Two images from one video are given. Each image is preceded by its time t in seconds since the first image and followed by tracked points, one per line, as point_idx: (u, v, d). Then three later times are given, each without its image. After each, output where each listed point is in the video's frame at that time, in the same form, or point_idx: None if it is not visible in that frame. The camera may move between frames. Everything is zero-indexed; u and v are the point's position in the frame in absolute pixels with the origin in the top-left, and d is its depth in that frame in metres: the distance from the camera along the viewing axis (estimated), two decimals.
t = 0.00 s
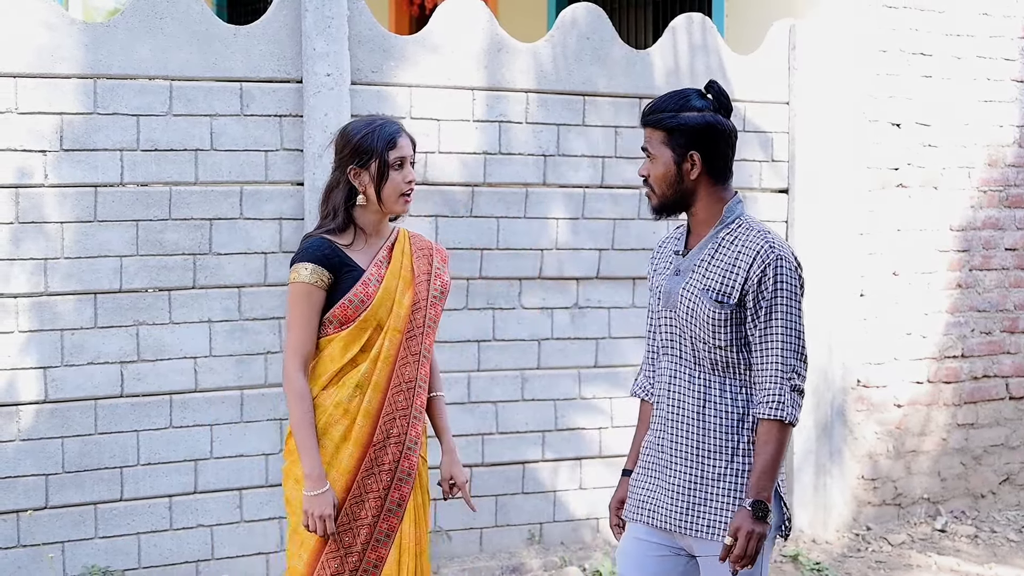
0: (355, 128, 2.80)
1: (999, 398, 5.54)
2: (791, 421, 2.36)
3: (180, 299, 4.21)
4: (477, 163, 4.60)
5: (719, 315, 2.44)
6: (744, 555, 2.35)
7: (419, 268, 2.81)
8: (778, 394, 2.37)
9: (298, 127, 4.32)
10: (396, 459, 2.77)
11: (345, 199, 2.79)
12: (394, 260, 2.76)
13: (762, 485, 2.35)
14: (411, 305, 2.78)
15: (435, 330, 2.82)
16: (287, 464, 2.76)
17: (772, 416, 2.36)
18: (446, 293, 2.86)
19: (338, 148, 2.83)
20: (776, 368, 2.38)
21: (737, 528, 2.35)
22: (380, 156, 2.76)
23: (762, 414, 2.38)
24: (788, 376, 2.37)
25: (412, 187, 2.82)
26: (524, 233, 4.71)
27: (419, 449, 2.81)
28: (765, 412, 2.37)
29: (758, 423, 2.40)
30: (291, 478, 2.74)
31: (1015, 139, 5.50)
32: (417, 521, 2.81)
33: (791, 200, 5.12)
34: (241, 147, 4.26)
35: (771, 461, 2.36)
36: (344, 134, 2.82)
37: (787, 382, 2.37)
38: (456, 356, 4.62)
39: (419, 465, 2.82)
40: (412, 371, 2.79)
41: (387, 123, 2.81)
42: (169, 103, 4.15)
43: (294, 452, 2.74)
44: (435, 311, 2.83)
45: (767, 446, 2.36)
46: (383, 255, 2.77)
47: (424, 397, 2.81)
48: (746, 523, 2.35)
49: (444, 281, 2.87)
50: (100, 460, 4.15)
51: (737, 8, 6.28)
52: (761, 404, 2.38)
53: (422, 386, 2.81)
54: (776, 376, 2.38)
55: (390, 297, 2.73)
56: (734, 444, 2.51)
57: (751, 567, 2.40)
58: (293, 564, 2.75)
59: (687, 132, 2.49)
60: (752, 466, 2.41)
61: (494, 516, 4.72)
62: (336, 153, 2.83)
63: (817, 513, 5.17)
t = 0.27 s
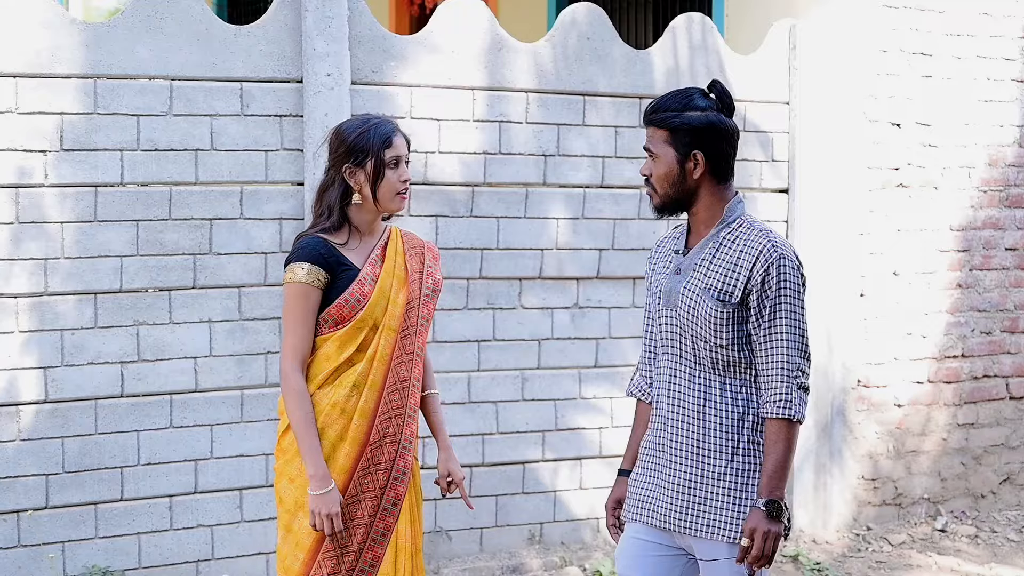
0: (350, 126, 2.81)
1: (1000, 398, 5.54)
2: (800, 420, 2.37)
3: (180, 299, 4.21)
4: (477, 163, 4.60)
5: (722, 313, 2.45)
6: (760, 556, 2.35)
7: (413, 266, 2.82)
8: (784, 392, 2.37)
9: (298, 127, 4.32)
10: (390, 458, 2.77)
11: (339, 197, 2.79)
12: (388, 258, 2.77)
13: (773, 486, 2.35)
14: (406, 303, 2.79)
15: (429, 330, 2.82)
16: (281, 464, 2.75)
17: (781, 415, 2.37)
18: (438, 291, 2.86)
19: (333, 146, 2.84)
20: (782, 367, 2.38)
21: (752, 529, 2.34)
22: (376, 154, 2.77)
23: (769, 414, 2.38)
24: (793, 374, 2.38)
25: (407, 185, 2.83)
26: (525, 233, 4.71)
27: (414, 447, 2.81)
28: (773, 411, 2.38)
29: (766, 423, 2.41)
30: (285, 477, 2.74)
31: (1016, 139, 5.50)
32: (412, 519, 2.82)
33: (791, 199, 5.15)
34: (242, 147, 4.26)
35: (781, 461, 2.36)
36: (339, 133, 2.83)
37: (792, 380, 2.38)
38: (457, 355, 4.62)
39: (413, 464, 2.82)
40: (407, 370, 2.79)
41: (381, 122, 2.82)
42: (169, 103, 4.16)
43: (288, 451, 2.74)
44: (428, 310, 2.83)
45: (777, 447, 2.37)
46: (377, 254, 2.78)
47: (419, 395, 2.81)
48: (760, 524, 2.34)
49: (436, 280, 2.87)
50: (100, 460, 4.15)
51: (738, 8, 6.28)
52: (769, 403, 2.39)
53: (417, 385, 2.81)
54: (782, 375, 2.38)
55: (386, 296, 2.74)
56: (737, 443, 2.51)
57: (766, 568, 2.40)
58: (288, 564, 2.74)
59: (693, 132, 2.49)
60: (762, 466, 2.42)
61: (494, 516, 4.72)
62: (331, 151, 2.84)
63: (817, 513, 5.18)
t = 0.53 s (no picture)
0: (344, 124, 2.84)
1: (999, 398, 5.54)
2: (788, 420, 2.36)
3: (180, 299, 4.21)
4: (477, 163, 4.60)
5: (708, 313, 2.45)
6: (741, 550, 2.34)
7: (404, 266, 2.84)
8: (774, 391, 2.37)
9: (298, 127, 4.32)
10: (385, 459, 2.77)
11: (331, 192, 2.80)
12: (381, 258, 2.78)
13: (760, 484, 2.34)
14: (399, 304, 2.80)
15: (413, 334, 2.83)
16: (273, 466, 2.75)
17: (770, 414, 2.36)
18: (425, 291, 2.87)
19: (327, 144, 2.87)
20: (772, 366, 2.39)
21: (735, 524, 2.34)
22: (366, 147, 2.78)
23: (761, 414, 2.37)
24: (783, 373, 2.38)
25: (400, 182, 2.82)
26: (525, 233, 4.71)
27: (406, 448, 2.81)
28: (763, 410, 2.37)
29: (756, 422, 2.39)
30: (278, 478, 2.73)
31: (1016, 139, 5.50)
32: (406, 518, 2.82)
33: (791, 200, 5.13)
34: (242, 147, 4.26)
35: (768, 460, 2.35)
36: (334, 131, 2.86)
37: (783, 379, 2.38)
38: (457, 355, 4.62)
39: (406, 465, 2.82)
40: (399, 371, 2.80)
41: (376, 119, 2.83)
42: (169, 103, 4.16)
43: (281, 452, 2.74)
44: (415, 311, 2.84)
45: (765, 445, 2.36)
46: (369, 255, 2.78)
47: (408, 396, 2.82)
48: (744, 519, 2.34)
49: (423, 280, 2.88)
50: (100, 460, 4.15)
51: (738, 8, 6.28)
52: (759, 402, 2.38)
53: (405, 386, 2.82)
54: (773, 374, 2.38)
55: (380, 297, 2.74)
56: (727, 441, 2.51)
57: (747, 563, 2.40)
58: (281, 566, 2.73)
59: (688, 130, 2.49)
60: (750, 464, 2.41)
61: (494, 516, 4.72)
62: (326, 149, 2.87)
63: (817, 513, 5.18)
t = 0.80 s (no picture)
0: (346, 125, 2.82)
1: (999, 398, 5.54)
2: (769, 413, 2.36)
3: (180, 299, 4.21)
4: (477, 163, 4.60)
5: (680, 312, 2.45)
6: (716, 531, 2.34)
7: (398, 267, 2.85)
8: (757, 386, 2.36)
9: (298, 127, 4.32)
10: (380, 459, 2.78)
11: (332, 195, 2.79)
12: (376, 260, 2.79)
13: (733, 472, 2.36)
14: (394, 304, 2.81)
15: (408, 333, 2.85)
16: (268, 466, 2.74)
17: (751, 407, 2.36)
18: (417, 292, 2.91)
19: (328, 145, 2.85)
20: (753, 362, 2.38)
21: (711, 504, 2.34)
22: (371, 154, 2.78)
23: (739, 406, 2.38)
24: (765, 369, 2.37)
25: (399, 189, 2.83)
26: (525, 233, 4.71)
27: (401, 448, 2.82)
28: (743, 403, 2.37)
29: (734, 413, 2.40)
30: (273, 479, 2.72)
31: (1016, 139, 5.50)
32: (400, 518, 2.83)
33: (790, 199, 5.13)
34: (242, 147, 4.26)
35: (743, 451, 2.37)
36: (335, 131, 2.84)
37: (766, 374, 2.37)
38: (457, 355, 4.62)
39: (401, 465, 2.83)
40: (394, 372, 2.81)
41: (378, 123, 2.83)
42: (169, 103, 4.16)
43: (277, 453, 2.73)
44: (408, 312, 2.87)
45: (742, 436, 2.37)
46: (366, 256, 2.79)
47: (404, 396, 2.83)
48: (720, 501, 2.34)
49: (416, 281, 2.92)
50: (100, 460, 4.15)
51: (737, 8, 6.28)
52: (740, 395, 2.38)
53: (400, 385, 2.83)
54: (755, 369, 2.38)
55: (376, 298, 2.75)
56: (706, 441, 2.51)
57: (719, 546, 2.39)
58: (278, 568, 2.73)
59: (646, 134, 2.50)
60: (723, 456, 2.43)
61: (494, 516, 4.72)
62: (326, 150, 2.85)
63: (817, 513, 5.19)
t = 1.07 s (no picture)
0: (342, 125, 2.82)
1: (999, 398, 5.54)
2: (747, 406, 2.36)
3: (180, 299, 4.21)
4: (477, 163, 4.60)
5: (651, 310, 2.45)
6: (707, 530, 2.30)
7: (395, 266, 2.85)
8: (730, 381, 2.35)
9: (298, 127, 4.32)
10: (379, 459, 2.78)
11: (327, 196, 2.79)
12: (372, 260, 2.79)
13: (717, 467, 2.34)
14: (391, 304, 2.81)
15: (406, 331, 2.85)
16: (267, 467, 2.74)
17: (728, 401, 2.35)
18: (414, 292, 2.88)
19: (324, 145, 2.84)
20: (725, 357, 2.37)
21: (699, 501, 2.31)
22: (367, 155, 2.78)
23: (716, 402, 2.37)
24: (738, 364, 2.36)
25: (394, 189, 2.84)
26: (525, 233, 4.71)
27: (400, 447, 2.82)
28: (719, 399, 2.35)
29: (712, 410, 2.38)
30: (272, 479, 2.72)
31: (1016, 139, 5.50)
32: (400, 517, 2.83)
33: (790, 200, 5.13)
34: (242, 147, 4.26)
35: (724, 447, 2.35)
36: (330, 131, 2.83)
37: (738, 369, 2.36)
38: (457, 355, 4.62)
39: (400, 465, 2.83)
40: (392, 371, 2.80)
41: (374, 124, 2.82)
42: (169, 103, 4.16)
43: (276, 453, 2.72)
44: (406, 312, 2.86)
45: (722, 432, 2.35)
46: (361, 256, 2.79)
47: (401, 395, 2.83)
48: (704, 494, 2.32)
49: (412, 282, 2.88)
50: (100, 460, 4.15)
51: (738, 8, 6.28)
52: (715, 391, 2.37)
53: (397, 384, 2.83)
54: (728, 364, 2.37)
55: (373, 298, 2.75)
56: (681, 439, 2.51)
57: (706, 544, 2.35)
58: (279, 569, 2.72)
59: (609, 136, 2.49)
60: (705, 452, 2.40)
61: (494, 516, 4.72)
62: (322, 149, 2.85)
63: (817, 513, 5.19)
